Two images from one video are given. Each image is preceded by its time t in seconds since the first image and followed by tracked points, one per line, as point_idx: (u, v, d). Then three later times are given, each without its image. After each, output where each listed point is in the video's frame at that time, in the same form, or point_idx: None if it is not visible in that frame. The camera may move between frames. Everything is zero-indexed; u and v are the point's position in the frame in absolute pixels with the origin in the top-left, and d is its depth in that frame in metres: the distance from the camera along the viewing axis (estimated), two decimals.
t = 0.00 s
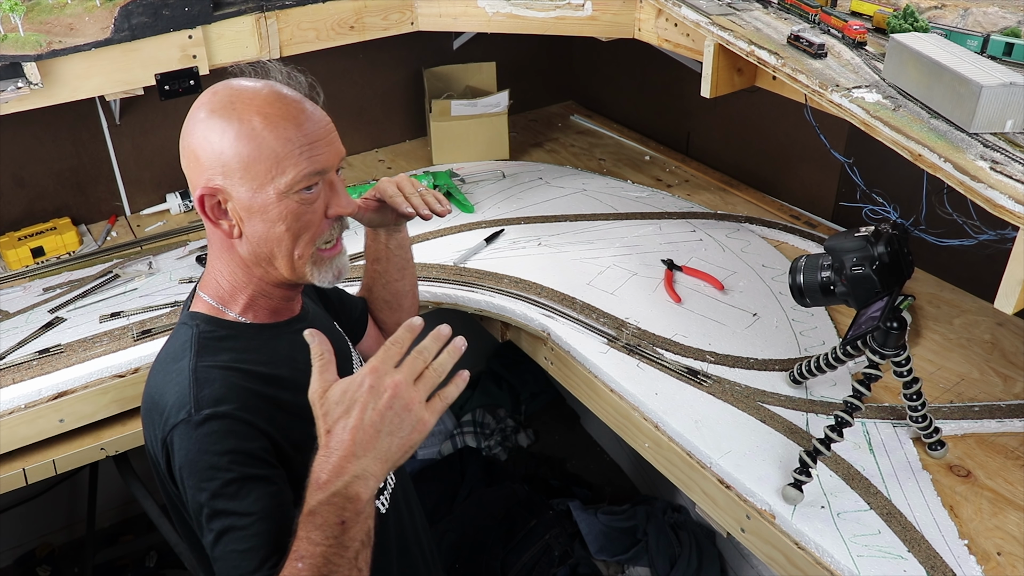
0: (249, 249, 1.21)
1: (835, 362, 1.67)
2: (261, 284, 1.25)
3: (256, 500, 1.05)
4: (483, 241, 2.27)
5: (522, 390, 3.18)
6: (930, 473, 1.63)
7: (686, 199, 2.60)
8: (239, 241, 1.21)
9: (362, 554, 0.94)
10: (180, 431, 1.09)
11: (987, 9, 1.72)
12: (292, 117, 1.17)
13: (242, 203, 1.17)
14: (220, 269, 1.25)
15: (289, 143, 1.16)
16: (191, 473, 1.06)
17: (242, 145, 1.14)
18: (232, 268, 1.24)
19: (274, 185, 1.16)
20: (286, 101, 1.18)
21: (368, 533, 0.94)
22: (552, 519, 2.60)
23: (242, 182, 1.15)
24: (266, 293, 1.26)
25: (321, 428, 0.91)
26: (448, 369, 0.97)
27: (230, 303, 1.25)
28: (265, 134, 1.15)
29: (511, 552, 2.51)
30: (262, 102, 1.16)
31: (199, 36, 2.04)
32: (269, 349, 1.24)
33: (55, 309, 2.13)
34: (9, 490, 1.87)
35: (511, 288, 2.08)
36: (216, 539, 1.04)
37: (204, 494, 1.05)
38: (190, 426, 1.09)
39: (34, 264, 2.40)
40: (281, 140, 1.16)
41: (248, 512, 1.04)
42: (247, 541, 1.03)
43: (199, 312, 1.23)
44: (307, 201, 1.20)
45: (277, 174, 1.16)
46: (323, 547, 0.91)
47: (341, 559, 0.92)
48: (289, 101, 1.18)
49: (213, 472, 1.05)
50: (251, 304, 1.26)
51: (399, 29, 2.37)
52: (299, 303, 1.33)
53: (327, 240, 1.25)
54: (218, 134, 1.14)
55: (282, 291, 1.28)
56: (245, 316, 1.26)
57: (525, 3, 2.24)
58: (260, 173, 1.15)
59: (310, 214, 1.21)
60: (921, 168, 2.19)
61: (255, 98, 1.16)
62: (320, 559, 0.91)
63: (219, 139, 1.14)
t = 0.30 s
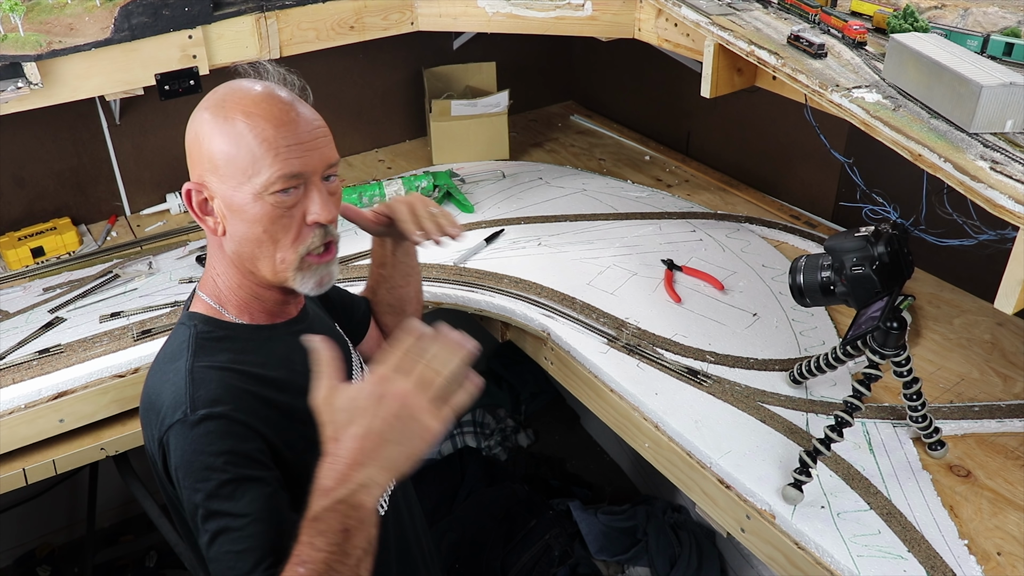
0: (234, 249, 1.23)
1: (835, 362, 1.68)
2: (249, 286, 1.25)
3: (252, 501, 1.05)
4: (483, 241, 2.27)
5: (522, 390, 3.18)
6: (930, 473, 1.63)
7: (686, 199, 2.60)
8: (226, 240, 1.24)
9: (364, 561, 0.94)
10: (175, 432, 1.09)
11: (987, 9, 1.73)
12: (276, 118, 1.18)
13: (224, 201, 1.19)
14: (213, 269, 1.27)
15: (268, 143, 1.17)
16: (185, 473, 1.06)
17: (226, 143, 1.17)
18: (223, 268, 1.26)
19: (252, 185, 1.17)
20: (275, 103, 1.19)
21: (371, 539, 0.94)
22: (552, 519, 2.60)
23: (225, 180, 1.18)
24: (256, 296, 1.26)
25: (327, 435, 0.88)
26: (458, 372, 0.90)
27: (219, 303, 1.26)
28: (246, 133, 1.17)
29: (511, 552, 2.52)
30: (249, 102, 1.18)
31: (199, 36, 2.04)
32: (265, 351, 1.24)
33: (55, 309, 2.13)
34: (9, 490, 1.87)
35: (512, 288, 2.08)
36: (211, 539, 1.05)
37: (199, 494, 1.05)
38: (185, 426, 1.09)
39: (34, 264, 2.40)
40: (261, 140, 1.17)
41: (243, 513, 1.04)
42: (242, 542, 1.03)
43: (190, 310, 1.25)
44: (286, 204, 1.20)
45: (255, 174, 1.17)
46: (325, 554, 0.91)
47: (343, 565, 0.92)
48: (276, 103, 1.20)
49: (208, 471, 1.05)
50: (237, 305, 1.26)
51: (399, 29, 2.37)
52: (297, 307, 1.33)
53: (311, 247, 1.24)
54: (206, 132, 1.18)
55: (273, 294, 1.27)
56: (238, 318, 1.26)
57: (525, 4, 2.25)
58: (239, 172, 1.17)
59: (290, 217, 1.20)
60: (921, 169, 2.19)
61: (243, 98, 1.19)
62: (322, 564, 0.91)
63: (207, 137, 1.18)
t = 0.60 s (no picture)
0: (234, 243, 1.24)
1: (835, 362, 1.67)
2: (252, 282, 1.26)
3: (251, 505, 1.05)
4: (483, 241, 2.27)
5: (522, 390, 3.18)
6: (930, 473, 1.63)
7: (686, 199, 2.60)
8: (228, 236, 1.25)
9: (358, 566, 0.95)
10: (175, 433, 1.09)
11: (987, 9, 1.72)
12: (273, 109, 1.20)
13: (224, 193, 1.21)
14: (219, 268, 1.29)
15: (262, 132, 1.19)
16: (184, 475, 1.06)
17: (224, 135, 1.19)
18: (227, 266, 1.27)
19: (247, 175, 1.19)
20: (273, 96, 1.22)
21: (365, 547, 0.95)
22: (551, 519, 2.60)
23: (224, 172, 1.20)
24: (258, 293, 1.27)
25: (319, 443, 0.90)
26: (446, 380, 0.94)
27: (223, 301, 1.27)
28: (242, 124, 1.19)
29: (511, 553, 2.52)
30: (248, 96, 1.21)
31: (199, 36, 2.04)
32: (265, 353, 1.24)
33: (55, 309, 2.13)
34: (9, 490, 1.87)
35: (512, 288, 2.08)
36: (209, 542, 1.05)
37: (198, 495, 1.05)
38: (185, 428, 1.09)
39: (34, 264, 2.40)
40: (256, 130, 1.19)
41: (242, 517, 1.04)
42: (240, 546, 1.03)
43: (195, 309, 1.26)
44: (280, 193, 1.20)
45: (250, 163, 1.19)
46: (319, 559, 0.92)
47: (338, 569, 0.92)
48: (274, 96, 1.21)
49: (207, 473, 1.05)
50: (240, 302, 1.27)
51: (399, 29, 2.37)
52: (302, 308, 1.33)
53: (306, 239, 1.23)
54: (208, 128, 1.21)
55: (276, 291, 1.27)
56: (242, 318, 1.26)
57: (525, 3, 2.25)
58: (236, 162, 1.19)
59: (284, 206, 1.21)
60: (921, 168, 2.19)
61: (243, 92, 1.21)
62: (316, 570, 0.92)
63: (208, 133, 1.21)
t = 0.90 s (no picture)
0: (243, 240, 1.23)
1: (834, 362, 1.67)
2: (259, 281, 1.26)
3: (254, 506, 1.05)
4: (483, 241, 2.27)
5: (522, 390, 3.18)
6: (930, 473, 1.63)
7: (686, 199, 2.60)
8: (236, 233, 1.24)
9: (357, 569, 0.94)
10: (179, 434, 1.09)
11: (987, 9, 1.73)
12: (288, 107, 1.20)
13: (235, 190, 1.20)
14: (222, 267, 1.28)
15: (279, 130, 1.19)
16: (188, 476, 1.06)
17: (238, 131, 1.19)
18: (233, 264, 1.26)
19: (262, 171, 1.19)
20: (287, 95, 1.22)
21: (363, 549, 0.94)
22: (551, 519, 2.60)
23: (236, 169, 1.20)
24: (265, 291, 1.26)
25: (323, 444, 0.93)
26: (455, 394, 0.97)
27: (228, 300, 1.26)
28: (258, 121, 1.19)
29: (511, 552, 2.52)
30: (263, 94, 1.21)
31: (199, 36, 2.04)
32: (266, 353, 1.24)
33: (55, 309, 2.13)
34: (9, 490, 1.87)
35: (511, 288, 2.08)
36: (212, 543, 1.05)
37: (202, 497, 1.05)
38: (189, 429, 1.09)
39: (34, 264, 2.40)
40: (272, 128, 1.19)
41: (245, 519, 1.04)
42: (243, 547, 1.03)
43: (199, 308, 1.25)
44: (295, 190, 1.20)
45: (265, 160, 1.18)
46: (318, 559, 0.91)
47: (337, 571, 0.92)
48: (289, 95, 1.22)
49: (211, 474, 1.05)
50: (246, 300, 1.26)
51: (399, 29, 2.37)
52: (305, 307, 1.33)
53: (319, 235, 1.24)
54: (218, 125, 1.20)
55: (281, 289, 1.27)
56: (246, 316, 1.26)
57: (525, 3, 2.25)
58: (250, 159, 1.19)
59: (298, 203, 1.21)
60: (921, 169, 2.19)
61: (256, 90, 1.21)
62: (315, 571, 0.91)
63: (220, 130, 1.20)
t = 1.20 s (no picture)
0: (249, 241, 1.23)
1: (835, 362, 1.67)
2: (265, 281, 1.26)
3: (262, 505, 1.05)
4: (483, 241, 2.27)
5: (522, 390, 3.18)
6: (930, 473, 1.63)
7: (686, 199, 2.60)
8: (242, 234, 1.24)
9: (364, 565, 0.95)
10: (187, 431, 1.09)
11: (987, 9, 1.72)
12: (292, 108, 1.20)
13: (241, 191, 1.20)
14: (229, 267, 1.28)
15: (284, 131, 1.18)
16: (195, 473, 1.05)
17: (243, 133, 1.19)
18: (239, 264, 1.26)
19: (268, 173, 1.19)
20: (291, 95, 1.21)
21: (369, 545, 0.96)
22: (551, 519, 2.60)
23: (241, 170, 1.20)
24: (271, 291, 1.27)
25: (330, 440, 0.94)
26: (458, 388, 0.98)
27: (236, 300, 1.26)
28: (262, 123, 1.18)
29: (511, 553, 2.52)
30: (266, 94, 1.20)
31: (199, 36, 2.04)
32: (268, 353, 1.23)
33: (55, 309, 2.13)
34: (9, 490, 1.87)
35: (512, 288, 2.08)
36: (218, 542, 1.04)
37: (209, 494, 1.04)
38: (197, 427, 1.08)
39: (34, 264, 2.40)
40: (277, 129, 1.18)
41: (253, 517, 1.04)
42: (250, 545, 1.03)
43: (206, 307, 1.25)
44: (301, 191, 1.20)
45: (270, 162, 1.18)
46: (326, 556, 0.92)
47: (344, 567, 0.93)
48: (292, 95, 1.21)
49: (219, 471, 1.05)
50: (254, 300, 1.26)
51: (399, 29, 2.37)
52: (309, 307, 1.33)
53: (325, 236, 1.24)
54: (222, 126, 1.20)
55: (288, 289, 1.28)
56: (253, 317, 1.27)
57: (525, 3, 2.24)
58: (255, 161, 1.18)
59: (304, 204, 1.21)
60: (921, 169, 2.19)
61: (260, 91, 1.21)
62: (321, 567, 0.92)
63: (224, 131, 1.20)
